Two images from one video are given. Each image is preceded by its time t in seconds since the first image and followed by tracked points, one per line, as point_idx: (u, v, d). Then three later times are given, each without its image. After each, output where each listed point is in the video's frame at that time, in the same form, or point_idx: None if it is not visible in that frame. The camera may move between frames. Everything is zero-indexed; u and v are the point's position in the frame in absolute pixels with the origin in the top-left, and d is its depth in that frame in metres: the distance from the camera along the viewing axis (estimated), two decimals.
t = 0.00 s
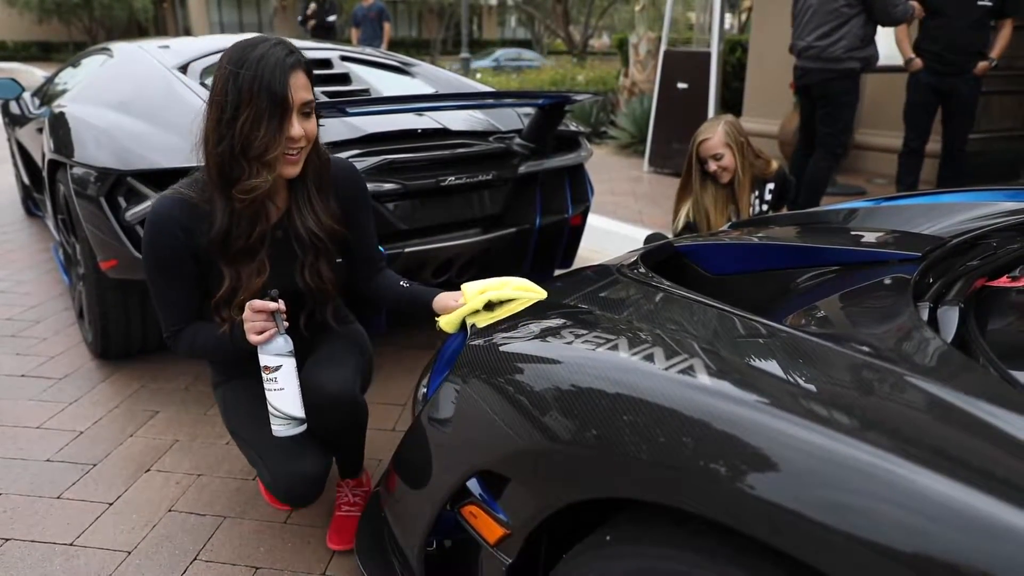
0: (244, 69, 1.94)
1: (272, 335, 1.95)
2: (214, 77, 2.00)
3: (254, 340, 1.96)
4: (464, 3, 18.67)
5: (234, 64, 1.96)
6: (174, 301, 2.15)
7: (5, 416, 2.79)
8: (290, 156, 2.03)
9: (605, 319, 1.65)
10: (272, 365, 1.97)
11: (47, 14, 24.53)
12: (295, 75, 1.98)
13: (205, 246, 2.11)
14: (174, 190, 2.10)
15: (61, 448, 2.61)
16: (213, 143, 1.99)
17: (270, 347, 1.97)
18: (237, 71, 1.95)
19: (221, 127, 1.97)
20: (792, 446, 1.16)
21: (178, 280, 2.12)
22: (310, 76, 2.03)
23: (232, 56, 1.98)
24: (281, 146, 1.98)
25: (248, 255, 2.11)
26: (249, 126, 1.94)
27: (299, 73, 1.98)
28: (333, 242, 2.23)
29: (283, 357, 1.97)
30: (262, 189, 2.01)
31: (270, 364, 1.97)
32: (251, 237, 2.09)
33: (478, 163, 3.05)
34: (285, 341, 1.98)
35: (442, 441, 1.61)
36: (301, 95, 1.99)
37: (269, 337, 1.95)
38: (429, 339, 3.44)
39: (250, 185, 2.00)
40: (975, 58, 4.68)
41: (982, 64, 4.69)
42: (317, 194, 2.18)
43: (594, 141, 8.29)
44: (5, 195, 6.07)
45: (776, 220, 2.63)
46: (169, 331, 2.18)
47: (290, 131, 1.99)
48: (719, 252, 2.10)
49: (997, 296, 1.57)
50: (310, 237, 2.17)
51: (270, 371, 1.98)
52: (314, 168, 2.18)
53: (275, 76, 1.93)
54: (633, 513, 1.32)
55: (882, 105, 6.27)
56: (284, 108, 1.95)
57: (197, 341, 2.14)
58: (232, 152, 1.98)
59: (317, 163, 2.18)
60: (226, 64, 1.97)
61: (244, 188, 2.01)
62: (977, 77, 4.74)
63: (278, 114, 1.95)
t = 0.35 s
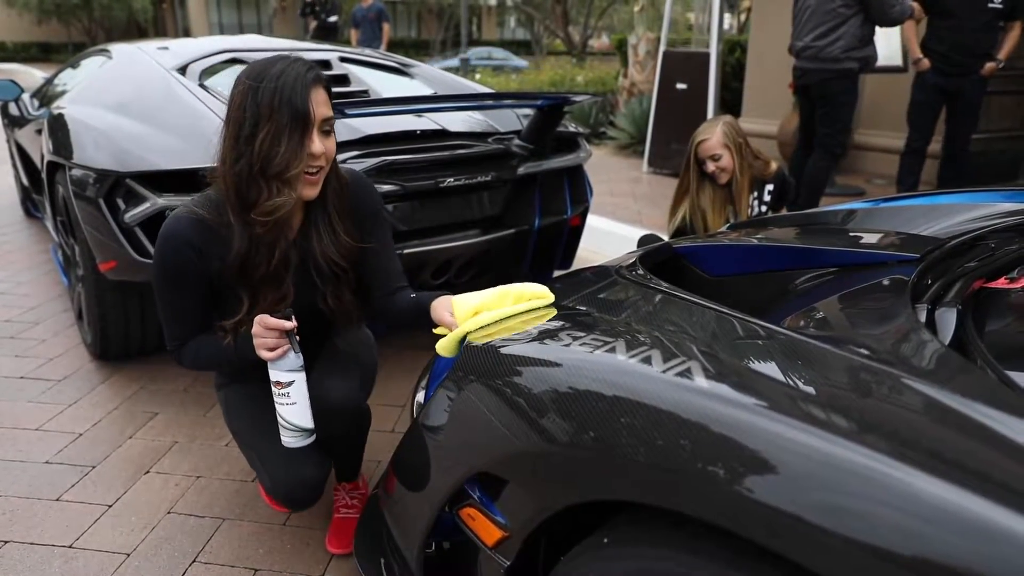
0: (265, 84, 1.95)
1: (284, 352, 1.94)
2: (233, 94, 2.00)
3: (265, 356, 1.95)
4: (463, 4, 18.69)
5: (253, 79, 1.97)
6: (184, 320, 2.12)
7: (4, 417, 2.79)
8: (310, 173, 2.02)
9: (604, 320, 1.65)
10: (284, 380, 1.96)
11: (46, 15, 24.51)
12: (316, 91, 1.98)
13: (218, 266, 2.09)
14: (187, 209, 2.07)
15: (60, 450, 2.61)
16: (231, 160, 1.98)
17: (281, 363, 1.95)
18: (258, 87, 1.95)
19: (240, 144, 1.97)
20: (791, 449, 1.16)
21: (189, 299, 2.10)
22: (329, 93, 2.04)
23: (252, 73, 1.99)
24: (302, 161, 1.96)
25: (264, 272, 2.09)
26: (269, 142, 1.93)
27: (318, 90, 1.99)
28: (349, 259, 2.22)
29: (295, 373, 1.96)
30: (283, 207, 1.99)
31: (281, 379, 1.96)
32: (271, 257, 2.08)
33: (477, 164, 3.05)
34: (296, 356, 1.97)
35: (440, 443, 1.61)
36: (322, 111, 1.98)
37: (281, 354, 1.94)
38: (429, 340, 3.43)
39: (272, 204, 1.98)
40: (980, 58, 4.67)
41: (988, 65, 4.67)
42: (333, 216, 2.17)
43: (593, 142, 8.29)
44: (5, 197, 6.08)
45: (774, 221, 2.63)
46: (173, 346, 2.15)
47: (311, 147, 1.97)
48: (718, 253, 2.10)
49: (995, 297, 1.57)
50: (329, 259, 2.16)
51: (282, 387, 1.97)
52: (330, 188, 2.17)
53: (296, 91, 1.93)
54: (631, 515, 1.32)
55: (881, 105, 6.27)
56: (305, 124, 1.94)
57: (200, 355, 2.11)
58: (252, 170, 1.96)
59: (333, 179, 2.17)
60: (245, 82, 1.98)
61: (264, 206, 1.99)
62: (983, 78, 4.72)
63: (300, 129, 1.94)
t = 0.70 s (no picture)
0: (271, 60, 1.86)
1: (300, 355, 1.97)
2: (237, 71, 1.91)
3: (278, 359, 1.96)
4: (463, 4, 18.70)
5: (259, 56, 1.88)
6: (182, 304, 2.09)
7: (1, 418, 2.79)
8: (319, 155, 1.94)
9: (600, 322, 1.65)
10: (299, 382, 2.00)
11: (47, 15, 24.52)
12: (326, 67, 1.89)
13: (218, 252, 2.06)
14: (187, 191, 2.01)
15: (58, 451, 2.61)
16: (236, 142, 1.90)
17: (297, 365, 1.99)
18: (263, 63, 1.87)
19: (246, 124, 1.88)
20: (787, 452, 1.16)
21: (188, 284, 2.06)
22: (339, 71, 1.95)
23: (256, 49, 1.90)
24: (312, 142, 1.88)
25: (270, 259, 2.04)
26: (278, 122, 1.84)
27: (328, 66, 1.90)
28: (354, 245, 2.16)
29: (310, 375, 2.01)
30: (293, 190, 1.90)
31: (298, 381, 2.00)
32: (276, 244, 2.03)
33: (475, 165, 3.05)
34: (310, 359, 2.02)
35: (436, 444, 1.61)
36: (332, 89, 1.90)
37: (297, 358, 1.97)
38: (427, 341, 3.44)
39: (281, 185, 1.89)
40: (982, 60, 4.66)
41: (992, 67, 4.65)
42: (338, 203, 2.12)
43: (592, 143, 8.30)
44: (4, 197, 6.08)
45: (771, 222, 2.63)
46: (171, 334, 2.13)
47: (321, 127, 1.89)
48: (715, 255, 2.10)
49: (990, 298, 1.57)
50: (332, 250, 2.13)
51: (296, 388, 2.01)
52: (337, 172, 2.09)
53: (306, 67, 1.85)
54: (625, 518, 1.32)
55: (880, 106, 6.27)
56: (314, 102, 1.86)
57: (196, 338, 2.11)
58: (259, 150, 1.88)
59: (341, 160, 2.09)
60: (250, 58, 1.89)
61: (271, 189, 1.91)
62: (985, 79, 4.71)
63: (309, 108, 1.85)
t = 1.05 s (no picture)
0: None
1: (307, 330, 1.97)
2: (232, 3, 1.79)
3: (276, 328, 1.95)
4: (462, 4, 18.71)
5: None
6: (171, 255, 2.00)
7: None
8: (316, 96, 1.81)
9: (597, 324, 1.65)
10: (302, 355, 2.00)
11: (46, 14, 24.54)
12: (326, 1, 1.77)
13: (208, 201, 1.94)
14: (178, 134, 1.91)
15: (54, 451, 2.61)
16: (229, 79, 1.78)
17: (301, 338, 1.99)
18: None
19: (239, 58, 1.76)
20: (782, 455, 1.16)
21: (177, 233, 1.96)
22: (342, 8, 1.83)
23: None
24: (308, 80, 1.76)
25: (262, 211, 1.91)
26: (272, 56, 1.72)
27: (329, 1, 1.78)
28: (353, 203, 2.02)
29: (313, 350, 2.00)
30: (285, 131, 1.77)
31: (300, 353, 2.00)
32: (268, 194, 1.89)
33: (473, 165, 3.06)
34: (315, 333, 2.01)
35: (430, 445, 1.61)
36: (332, 24, 1.78)
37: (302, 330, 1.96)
38: (424, 341, 3.44)
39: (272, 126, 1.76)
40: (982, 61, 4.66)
41: (992, 68, 4.66)
42: (337, 156, 1.97)
43: (590, 143, 8.30)
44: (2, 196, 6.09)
45: (768, 223, 2.63)
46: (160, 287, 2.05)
47: (318, 65, 1.76)
48: (710, 255, 2.09)
49: (984, 299, 1.57)
50: (329, 206, 1.97)
51: (298, 360, 2.01)
52: (336, 123, 1.95)
53: None
54: (618, 520, 1.32)
55: (879, 106, 6.27)
56: (312, 36, 1.74)
57: (185, 294, 2.01)
58: (252, 87, 1.76)
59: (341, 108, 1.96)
60: None
61: (263, 131, 1.78)
62: (985, 80, 4.71)
63: (307, 42, 1.73)
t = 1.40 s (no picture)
0: None
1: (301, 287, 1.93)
2: None
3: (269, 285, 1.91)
4: (462, 4, 18.72)
5: None
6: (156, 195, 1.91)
7: None
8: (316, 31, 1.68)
9: (595, 325, 1.65)
10: (298, 315, 1.96)
11: (46, 15, 24.56)
12: None
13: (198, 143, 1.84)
14: (169, 70, 1.80)
15: (52, 453, 2.61)
16: (224, 11, 1.67)
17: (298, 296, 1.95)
18: None
19: None
20: (779, 460, 1.15)
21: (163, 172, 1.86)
22: None
23: None
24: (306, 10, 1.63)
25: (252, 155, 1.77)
26: None
27: None
28: (353, 154, 1.89)
29: (310, 309, 1.97)
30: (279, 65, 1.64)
31: (296, 313, 1.95)
32: (260, 136, 1.75)
33: (471, 166, 3.06)
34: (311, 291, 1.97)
35: (426, 446, 1.60)
36: None
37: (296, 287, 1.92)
38: (423, 341, 3.44)
39: (265, 59, 1.64)
40: (979, 61, 4.66)
41: (988, 67, 4.66)
42: (338, 101, 1.85)
43: (590, 143, 8.30)
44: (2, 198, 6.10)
45: (766, 223, 2.62)
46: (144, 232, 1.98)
47: None
48: (707, 256, 2.08)
49: (980, 300, 1.57)
50: (328, 154, 1.84)
51: (295, 320, 1.96)
52: (338, 67, 1.84)
53: None
54: (613, 522, 1.32)
55: (878, 106, 6.27)
56: None
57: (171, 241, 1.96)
58: (247, 18, 1.64)
59: (343, 52, 1.85)
60: None
61: (255, 64, 1.65)
62: (983, 79, 4.70)
63: None
